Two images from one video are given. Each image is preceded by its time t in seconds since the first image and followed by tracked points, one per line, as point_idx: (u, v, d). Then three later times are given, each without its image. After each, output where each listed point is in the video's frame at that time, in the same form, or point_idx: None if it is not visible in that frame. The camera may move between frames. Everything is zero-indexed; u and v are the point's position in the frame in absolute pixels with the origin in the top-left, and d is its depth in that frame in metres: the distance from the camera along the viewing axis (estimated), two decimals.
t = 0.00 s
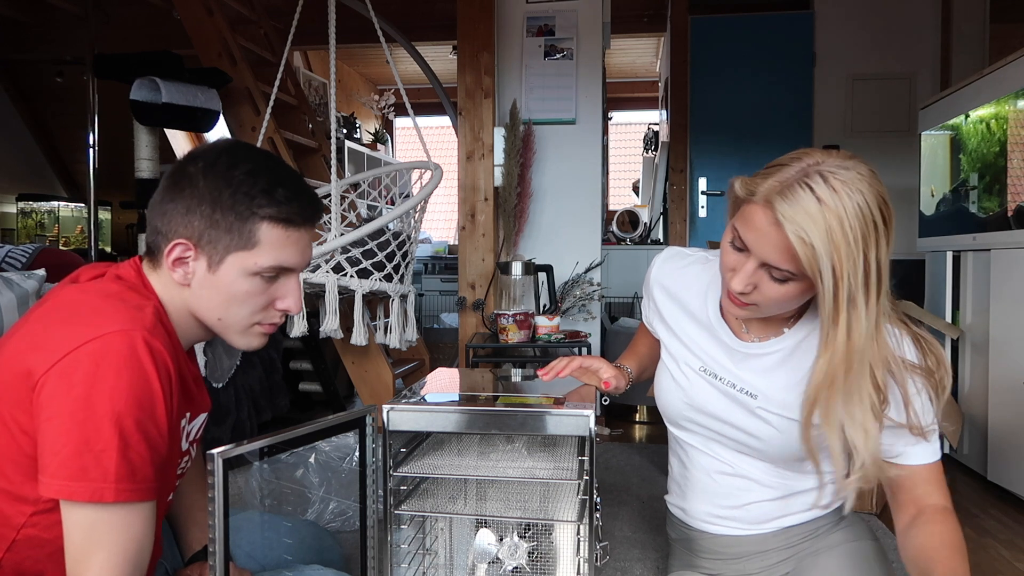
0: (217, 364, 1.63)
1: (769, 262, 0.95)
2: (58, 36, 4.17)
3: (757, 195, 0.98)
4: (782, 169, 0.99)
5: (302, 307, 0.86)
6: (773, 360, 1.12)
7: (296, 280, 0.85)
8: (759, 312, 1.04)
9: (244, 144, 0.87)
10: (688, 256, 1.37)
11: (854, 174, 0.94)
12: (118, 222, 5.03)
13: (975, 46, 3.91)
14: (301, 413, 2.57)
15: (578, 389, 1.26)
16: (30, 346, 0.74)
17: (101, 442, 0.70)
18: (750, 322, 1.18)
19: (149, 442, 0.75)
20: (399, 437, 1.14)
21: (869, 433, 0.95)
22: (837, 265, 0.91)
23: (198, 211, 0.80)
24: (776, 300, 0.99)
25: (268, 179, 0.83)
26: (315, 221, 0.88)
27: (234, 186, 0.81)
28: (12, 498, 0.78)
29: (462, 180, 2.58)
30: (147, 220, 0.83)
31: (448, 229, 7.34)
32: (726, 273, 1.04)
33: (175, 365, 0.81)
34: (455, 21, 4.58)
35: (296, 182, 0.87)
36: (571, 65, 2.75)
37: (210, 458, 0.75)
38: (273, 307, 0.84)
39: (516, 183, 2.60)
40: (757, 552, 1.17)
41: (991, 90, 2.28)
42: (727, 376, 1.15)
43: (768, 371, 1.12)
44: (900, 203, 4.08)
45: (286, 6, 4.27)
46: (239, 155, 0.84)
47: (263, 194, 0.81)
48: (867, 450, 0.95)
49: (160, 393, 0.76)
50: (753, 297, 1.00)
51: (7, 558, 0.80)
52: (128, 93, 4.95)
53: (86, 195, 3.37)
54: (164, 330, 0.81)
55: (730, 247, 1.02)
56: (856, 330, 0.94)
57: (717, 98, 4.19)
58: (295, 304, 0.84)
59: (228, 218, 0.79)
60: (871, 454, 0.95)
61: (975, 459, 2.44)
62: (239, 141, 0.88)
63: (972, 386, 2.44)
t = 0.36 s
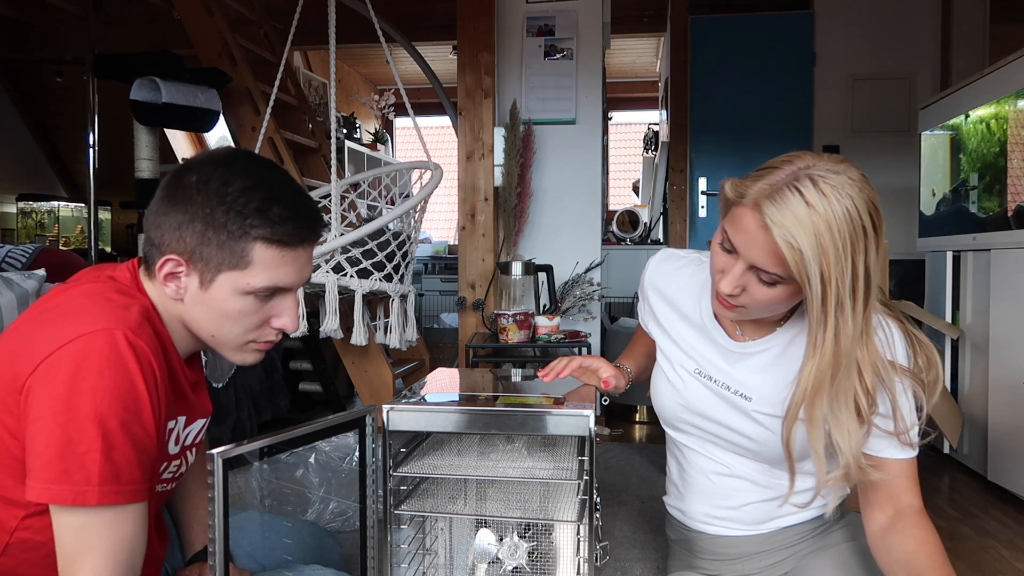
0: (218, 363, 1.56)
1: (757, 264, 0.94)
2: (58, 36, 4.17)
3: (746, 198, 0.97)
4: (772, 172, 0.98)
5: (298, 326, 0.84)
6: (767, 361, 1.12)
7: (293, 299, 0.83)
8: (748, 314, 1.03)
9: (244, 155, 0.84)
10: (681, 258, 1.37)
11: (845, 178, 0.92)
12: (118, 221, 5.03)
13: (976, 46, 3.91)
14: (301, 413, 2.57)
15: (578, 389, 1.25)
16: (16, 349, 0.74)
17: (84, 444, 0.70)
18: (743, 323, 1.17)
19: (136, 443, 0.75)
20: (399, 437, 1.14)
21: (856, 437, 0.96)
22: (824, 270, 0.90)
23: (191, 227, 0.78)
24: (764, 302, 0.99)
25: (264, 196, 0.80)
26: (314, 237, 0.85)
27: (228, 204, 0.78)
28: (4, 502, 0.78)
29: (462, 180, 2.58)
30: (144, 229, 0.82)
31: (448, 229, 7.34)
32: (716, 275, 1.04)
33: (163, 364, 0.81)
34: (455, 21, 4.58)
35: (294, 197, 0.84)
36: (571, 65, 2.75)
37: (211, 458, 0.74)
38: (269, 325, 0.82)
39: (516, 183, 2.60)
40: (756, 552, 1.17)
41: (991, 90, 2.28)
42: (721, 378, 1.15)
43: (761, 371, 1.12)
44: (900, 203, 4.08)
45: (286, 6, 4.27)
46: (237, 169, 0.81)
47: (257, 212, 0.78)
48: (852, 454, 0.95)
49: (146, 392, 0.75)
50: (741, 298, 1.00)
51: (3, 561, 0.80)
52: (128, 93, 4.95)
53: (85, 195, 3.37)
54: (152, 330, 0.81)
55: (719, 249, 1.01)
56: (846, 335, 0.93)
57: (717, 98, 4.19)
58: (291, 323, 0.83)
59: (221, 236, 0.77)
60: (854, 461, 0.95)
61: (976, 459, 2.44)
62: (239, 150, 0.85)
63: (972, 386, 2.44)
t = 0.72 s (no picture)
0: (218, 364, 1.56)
1: (752, 271, 0.94)
2: (58, 36, 4.17)
3: (740, 204, 0.96)
4: (766, 177, 0.97)
5: (300, 349, 0.82)
6: (764, 364, 1.13)
7: (297, 322, 0.81)
8: (744, 318, 1.03)
9: (252, 173, 0.80)
10: (678, 259, 1.36)
11: (839, 183, 0.92)
12: (118, 221, 5.03)
13: (976, 46, 3.91)
14: (301, 413, 2.57)
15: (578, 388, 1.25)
16: (8, 353, 0.74)
17: (76, 445, 0.70)
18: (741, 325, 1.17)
19: (131, 443, 0.75)
20: (399, 437, 1.14)
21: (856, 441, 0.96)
22: (820, 276, 0.90)
23: (195, 252, 0.75)
24: (759, 307, 0.98)
25: (271, 222, 0.77)
26: (321, 260, 0.82)
27: (234, 231, 0.75)
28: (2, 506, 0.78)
29: (462, 180, 2.58)
30: (148, 242, 0.79)
31: (448, 229, 7.34)
32: (711, 281, 1.03)
33: (156, 366, 0.81)
34: (455, 21, 4.58)
35: (302, 222, 0.80)
36: (571, 65, 2.75)
37: (211, 458, 0.74)
38: (270, 347, 0.81)
39: (516, 183, 2.60)
40: (756, 552, 1.17)
41: (991, 90, 2.28)
42: (719, 381, 1.16)
43: (759, 374, 1.13)
44: (900, 203, 4.09)
45: (286, 6, 4.27)
46: (243, 192, 0.77)
47: (263, 241, 0.75)
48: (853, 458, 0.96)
49: (139, 393, 0.75)
50: (737, 304, 0.99)
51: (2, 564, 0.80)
52: (129, 94, 4.95)
53: (85, 195, 3.37)
54: (145, 332, 0.81)
55: (714, 255, 1.00)
56: (844, 341, 0.93)
57: (717, 98, 4.19)
58: (293, 347, 0.81)
59: (226, 264, 0.74)
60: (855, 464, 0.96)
61: (976, 459, 2.44)
62: (248, 168, 0.81)
63: (972, 387, 2.44)
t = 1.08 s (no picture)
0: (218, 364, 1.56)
1: (740, 301, 0.93)
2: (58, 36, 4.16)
3: (728, 233, 0.94)
4: (756, 205, 0.95)
5: (302, 373, 0.82)
6: (757, 376, 1.12)
7: (299, 350, 0.81)
8: (732, 341, 1.03)
9: (251, 203, 0.76)
10: (672, 266, 1.35)
11: (830, 214, 0.90)
12: (118, 221, 5.03)
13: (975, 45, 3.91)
14: (301, 413, 2.57)
15: (579, 389, 1.25)
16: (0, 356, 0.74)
17: (66, 447, 0.70)
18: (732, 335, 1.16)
19: (123, 445, 0.75)
20: (399, 437, 1.14)
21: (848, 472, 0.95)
22: (810, 310, 0.88)
23: (192, 292, 0.73)
24: (747, 333, 0.98)
25: (270, 264, 0.73)
26: (323, 291, 0.80)
27: (229, 274, 0.72)
28: None
29: (462, 180, 2.58)
30: (146, 268, 0.76)
31: (448, 229, 7.35)
32: (700, 305, 1.02)
33: (149, 369, 0.81)
34: (455, 21, 4.58)
35: (302, 256, 0.76)
36: (571, 65, 2.75)
37: (211, 458, 0.75)
38: (272, 373, 0.80)
39: (516, 183, 2.60)
40: (752, 553, 1.19)
41: (991, 90, 2.28)
42: (711, 393, 1.16)
43: (752, 386, 1.12)
44: (900, 203, 4.08)
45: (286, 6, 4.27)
46: (240, 229, 0.73)
47: (261, 284, 0.73)
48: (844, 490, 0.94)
49: (129, 394, 0.75)
50: (725, 330, 0.98)
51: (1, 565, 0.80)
52: (128, 93, 4.96)
53: (86, 196, 3.37)
54: (137, 334, 0.81)
55: (703, 281, 0.99)
56: (835, 373, 0.91)
57: (717, 98, 4.19)
58: (294, 373, 0.81)
59: (225, 308, 0.72)
60: (849, 497, 0.94)
61: (976, 459, 2.43)
62: (246, 196, 0.76)
63: (972, 387, 2.45)
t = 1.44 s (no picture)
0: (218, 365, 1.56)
1: (720, 333, 0.91)
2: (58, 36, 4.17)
3: (710, 264, 0.93)
4: (739, 235, 0.93)
5: (303, 374, 0.83)
6: (744, 396, 1.13)
7: (300, 351, 0.81)
8: (717, 368, 1.02)
9: (241, 209, 0.75)
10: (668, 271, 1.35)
11: (812, 247, 0.88)
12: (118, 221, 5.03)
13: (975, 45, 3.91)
14: (301, 412, 2.57)
15: (580, 388, 1.25)
16: None
17: (62, 449, 0.70)
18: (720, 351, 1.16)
19: (120, 446, 0.75)
20: (399, 437, 1.14)
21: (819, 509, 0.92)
22: (791, 347, 0.86)
23: (186, 301, 0.72)
24: (731, 362, 0.97)
25: (264, 270, 0.73)
26: (319, 292, 0.80)
27: (221, 284, 0.72)
28: None
29: (462, 180, 2.58)
30: (139, 275, 0.76)
31: (448, 229, 7.35)
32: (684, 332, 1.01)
33: (144, 371, 0.81)
34: (455, 21, 4.58)
35: (295, 260, 0.76)
36: (571, 65, 2.75)
37: (211, 458, 0.75)
38: (272, 375, 0.81)
39: (516, 183, 2.59)
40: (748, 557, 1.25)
41: (991, 90, 2.28)
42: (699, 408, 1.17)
43: (740, 403, 1.13)
44: (901, 203, 4.08)
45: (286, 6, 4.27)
46: (230, 237, 0.72)
47: (255, 292, 0.72)
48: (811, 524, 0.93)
49: (125, 394, 0.75)
50: (708, 359, 0.97)
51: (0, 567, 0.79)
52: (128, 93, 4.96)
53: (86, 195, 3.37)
54: (131, 334, 0.81)
55: (687, 309, 0.98)
56: (817, 412, 0.88)
57: (717, 98, 4.19)
58: (295, 374, 0.81)
59: (221, 318, 0.72)
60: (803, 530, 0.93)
61: (976, 460, 2.43)
62: (236, 201, 0.75)
63: (972, 387, 2.44)
